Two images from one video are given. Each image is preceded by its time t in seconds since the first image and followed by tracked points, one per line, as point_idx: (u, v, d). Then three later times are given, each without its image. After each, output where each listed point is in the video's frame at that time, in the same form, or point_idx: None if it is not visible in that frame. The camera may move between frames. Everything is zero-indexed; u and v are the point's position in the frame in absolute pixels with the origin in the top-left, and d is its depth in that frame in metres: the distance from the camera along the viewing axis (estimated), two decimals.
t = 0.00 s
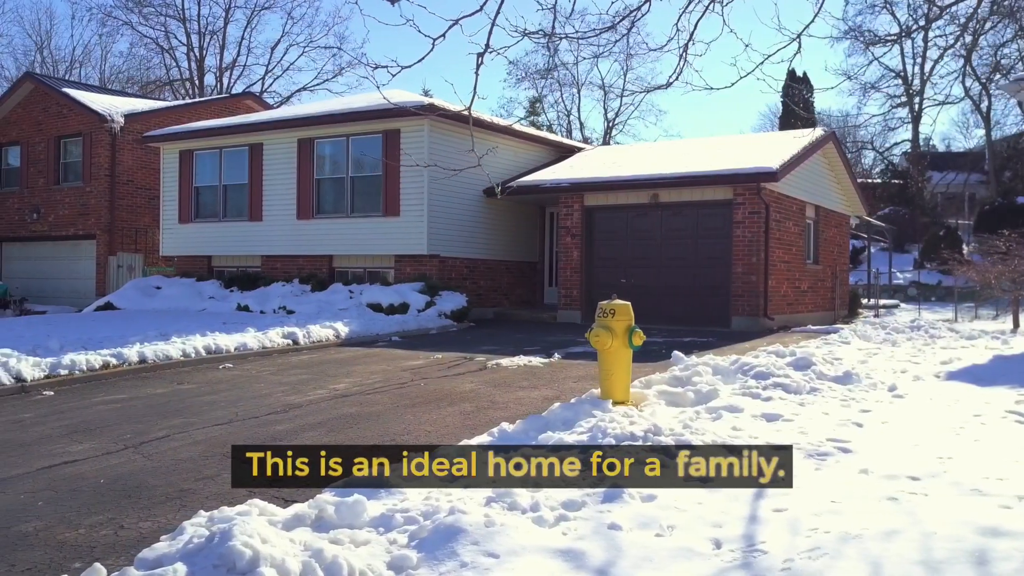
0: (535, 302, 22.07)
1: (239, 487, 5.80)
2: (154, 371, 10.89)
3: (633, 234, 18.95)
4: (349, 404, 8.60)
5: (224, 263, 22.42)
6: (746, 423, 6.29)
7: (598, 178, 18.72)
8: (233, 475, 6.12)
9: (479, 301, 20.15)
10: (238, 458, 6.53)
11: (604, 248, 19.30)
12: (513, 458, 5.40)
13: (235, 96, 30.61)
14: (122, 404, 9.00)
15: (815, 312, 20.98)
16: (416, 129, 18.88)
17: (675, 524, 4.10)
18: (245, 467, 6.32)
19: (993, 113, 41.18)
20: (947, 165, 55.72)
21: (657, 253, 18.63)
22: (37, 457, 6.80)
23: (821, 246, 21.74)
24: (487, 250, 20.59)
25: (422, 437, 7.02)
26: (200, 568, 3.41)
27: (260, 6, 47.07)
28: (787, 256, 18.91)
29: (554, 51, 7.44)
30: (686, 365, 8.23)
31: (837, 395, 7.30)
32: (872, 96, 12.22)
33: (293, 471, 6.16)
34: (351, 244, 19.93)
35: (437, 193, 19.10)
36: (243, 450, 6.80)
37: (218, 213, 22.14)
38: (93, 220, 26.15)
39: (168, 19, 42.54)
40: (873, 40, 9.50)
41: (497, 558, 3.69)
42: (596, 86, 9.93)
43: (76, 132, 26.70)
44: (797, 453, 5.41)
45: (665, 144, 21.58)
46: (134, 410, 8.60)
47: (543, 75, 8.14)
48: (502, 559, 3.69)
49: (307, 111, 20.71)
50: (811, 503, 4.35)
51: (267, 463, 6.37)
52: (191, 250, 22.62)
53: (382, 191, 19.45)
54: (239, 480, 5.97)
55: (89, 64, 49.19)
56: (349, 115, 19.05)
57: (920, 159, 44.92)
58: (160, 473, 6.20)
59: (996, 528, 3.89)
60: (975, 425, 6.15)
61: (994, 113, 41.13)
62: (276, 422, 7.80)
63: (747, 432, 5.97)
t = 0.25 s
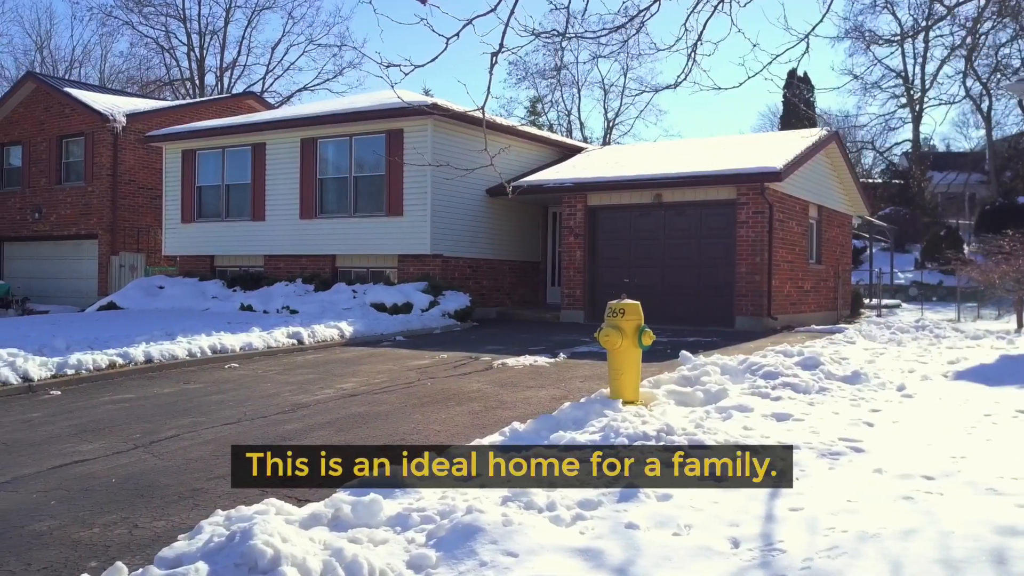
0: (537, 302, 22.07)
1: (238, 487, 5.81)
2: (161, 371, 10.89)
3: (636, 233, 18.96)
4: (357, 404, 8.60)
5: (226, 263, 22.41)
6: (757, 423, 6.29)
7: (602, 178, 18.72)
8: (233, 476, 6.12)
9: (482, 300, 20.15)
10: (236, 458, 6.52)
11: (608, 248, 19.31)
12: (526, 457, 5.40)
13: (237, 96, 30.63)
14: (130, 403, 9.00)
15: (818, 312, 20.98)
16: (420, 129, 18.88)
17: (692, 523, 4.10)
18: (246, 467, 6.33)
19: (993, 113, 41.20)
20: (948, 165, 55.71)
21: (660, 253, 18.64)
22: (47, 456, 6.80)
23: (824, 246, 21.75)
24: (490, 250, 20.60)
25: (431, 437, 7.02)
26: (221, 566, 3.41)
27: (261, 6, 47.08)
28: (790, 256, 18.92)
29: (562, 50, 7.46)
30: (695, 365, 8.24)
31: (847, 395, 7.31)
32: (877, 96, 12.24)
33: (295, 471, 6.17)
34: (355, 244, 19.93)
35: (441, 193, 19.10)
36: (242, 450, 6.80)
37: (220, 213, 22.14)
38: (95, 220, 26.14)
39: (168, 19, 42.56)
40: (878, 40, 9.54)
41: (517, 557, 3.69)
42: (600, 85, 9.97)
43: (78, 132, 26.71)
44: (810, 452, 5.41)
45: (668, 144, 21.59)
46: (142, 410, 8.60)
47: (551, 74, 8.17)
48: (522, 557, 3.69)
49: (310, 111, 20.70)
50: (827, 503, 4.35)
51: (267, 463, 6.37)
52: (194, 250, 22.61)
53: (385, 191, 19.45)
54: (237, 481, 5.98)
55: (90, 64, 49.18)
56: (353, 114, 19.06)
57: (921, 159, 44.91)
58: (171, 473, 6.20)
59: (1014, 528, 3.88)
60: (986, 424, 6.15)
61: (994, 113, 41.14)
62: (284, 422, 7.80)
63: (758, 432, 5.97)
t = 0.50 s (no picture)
0: (540, 302, 22.06)
1: (237, 488, 5.82)
2: (167, 371, 10.88)
3: (640, 233, 18.96)
4: (366, 404, 8.59)
5: (229, 263, 22.41)
6: (768, 423, 6.29)
7: (605, 178, 18.73)
8: (234, 477, 6.12)
9: (485, 300, 20.15)
10: (236, 458, 6.52)
11: (611, 248, 19.31)
12: (539, 456, 5.40)
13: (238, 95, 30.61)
14: (137, 403, 8.99)
15: (820, 312, 21.01)
16: (423, 129, 18.86)
17: (710, 523, 4.10)
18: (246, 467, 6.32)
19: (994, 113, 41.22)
20: (948, 165, 55.72)
21: (663, 253, 18.63)
22: (58, 456, 6.80)
23: (826, 246, 21.77)
24: (493, 250, 20.60)
25: (442, 437, 7.02)
26: (243, 566, 3.41)
27: (261, 6, 47.06)
28: (793, 256, 18.93)
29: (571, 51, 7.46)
30: (703, 365, 8.25)
31: (856, 394, 7.31)
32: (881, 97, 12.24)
33: (297, 472, 6.18)
34: (357, 244, 19.93)
35: (444, 193, 19.09)
36: (244, 450, 6.79)
37: (223, 212, 22.13)
38: (97, 220, 26.13)
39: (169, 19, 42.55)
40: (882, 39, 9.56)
41: (537, 556, 3.69)
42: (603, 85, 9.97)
43: (80, 132, 26.70)
44: (823, 452, 5.42)
45: (670, 144, 21.58)
46: (150, 409, 8.59)
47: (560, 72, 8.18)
48: (542, 557, 3.70)
49: (313, 110, 20.69)
50: (845, 503, 4.35)
51: (267, 463, 6.37)
52: (196, 250, 22.60)
53: (388, 191, 19.44)
54: (238, 481, 5.98)
55: (90, 64, 49.18)
56: (356, 114, 19.05)
57: (921, 159, 44.94)
58: (183, 473, 6.20)
59: None
60: (997, 424, 6.15)
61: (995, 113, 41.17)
62: (293, 422, 7.80)
63: (770, 432, 5.98)
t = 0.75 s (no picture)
0: (542, 302, 22.06)
1: (238, 486, 5.83)
2: (173, 371, 10.87)
3: (643, 233, 18.96)
4: (374, 404, 8.59)
5: (231, 262, 22.40)
6: (781, 422, 6.30)
7: (608, 177, 18.73)
8: (231, 475, 6.12)
9: (487, 300, 20.15)
10: (238, 457, 6.52)
11: (614, 247, 19.32)
12: (554, 456, 5.40)
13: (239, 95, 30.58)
14: (145, 403, 8.98)
15: (823, 312, 21.02)
16: (426, 128, 18.86)
17: (730, 522, 4.10)
18: (245, 467, 6.32)
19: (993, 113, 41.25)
20: (948, 165, 55.78)
21: (666, 253, 18.64)
22: (69, 456, 6.79)
23: (828, 246, 21.78)
24: (495, 249, 20.59)
25: (453, 437, 7.02)
26: (268, 566, 3.41)
27: (261, 6, 47.02)
28: (796, 256, 18.94)
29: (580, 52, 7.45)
30: (713, 365, 8.25)
31: (867, 394, 7.32)
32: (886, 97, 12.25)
33: (298, 471, 6.19)
34: (360, 243, 19.91)
35: (447, 192, 19.08)
36: (246, 450, 6.78)
37: (225, 212, 22.11)
38: (98, 220, 26.10)
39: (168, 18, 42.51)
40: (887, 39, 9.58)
41: (560, 556, 3.69)
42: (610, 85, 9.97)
43: (80, 131, 26.66)
44: (838, 451, 5.42)
45: (673, 143, 21.58)
46: (158, 409, 8.58)
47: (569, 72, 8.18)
48: (564, 556, 3.69)
49: (315, 110, 20.68)
50: (864, 502, 4.35)
51: (267, 462, 6.37)
52: (198, 250, 22.58)
53: (391, 191, 19.44)
54: (237, 480, 5.99)
55: (89, 64, 49.12)
56: (358, 113, 19.04)
57: (921, 158, 44.95)
58: (196, 472, 6.19)
59: None
60: (1011, 424, 6.16)
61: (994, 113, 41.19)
62: (302, 421, 7.79)
63: (783, 431, 5.98)
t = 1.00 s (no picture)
0: (544, 302, 22.06)
1: (237, 486, 5.82)
2: (178, 370, 10.86)
3: (645, 233, 18.96)
4: (381, 404, 8.58)
5: (232, 262, 22.39)
6: (789, 422, 6.30)
7: (610, 177, 18.73)
8: (230, 475, 6.11)
9: (489, 300, 20.14)
10: (236, 457, 6.51)
11: (616, 247, 19.32)
12: (567, 455, 5.39)
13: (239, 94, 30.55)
14: (151, 403, 8.96)
15: (824, 313, 21.03)
16: (428, 128, 18.85)
17: (746, 522, 4.10)
18: (244, 467, 6.31)
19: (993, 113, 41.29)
20: (947, 166, 55.83)
21: (668, 253, 18.64)
22: (77, 456, 6.78)
23: (829, 246, 21.80)
24: (497, 249, 20.59)
25: (462, 437, 7.02)
26: (287, 566, 3.40)
27: (260, 5, 47.00)
28: (798, 256, 18.95)
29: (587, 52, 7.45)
30: (720, 364, 8.25)
31: (875, 393, 7.33)
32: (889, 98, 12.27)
33: (297, 472, 6.18)
34: (362, 243, 19.90)
35: (449, 192, 19.07)
36: (245, 450, 6.77)
37: (226, 212, 22.08)
38: (98, 219, 26.06)
39: (168, 18, 42.47)
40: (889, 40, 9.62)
41: (578, 556, 3.68)
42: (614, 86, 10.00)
43: (81, 131, 26.61)
44: (849, 451, 5.42)
45: (675, 143, 21.59)
46: (164, 409, 8.57)
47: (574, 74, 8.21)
48: (582, 556, 3.69)
49: (317, 110, 20.66)
50: (879, 502, 4.35)
51: (267, 462, 6.37)
52: (199, 250, 22.56)
53: (392, 191, 19.43)
54: (237, 480, 5.98)
55: (88, 63, 49.08)
56: (360, 113, 19.03)
57: (921, 159, 45.00)
58: (206, 472, 6.19)
59: None
60: (1021, 424, 6.16)
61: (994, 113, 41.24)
62: (309, 421, 7.79)
63: (793, 431, 5.98)
